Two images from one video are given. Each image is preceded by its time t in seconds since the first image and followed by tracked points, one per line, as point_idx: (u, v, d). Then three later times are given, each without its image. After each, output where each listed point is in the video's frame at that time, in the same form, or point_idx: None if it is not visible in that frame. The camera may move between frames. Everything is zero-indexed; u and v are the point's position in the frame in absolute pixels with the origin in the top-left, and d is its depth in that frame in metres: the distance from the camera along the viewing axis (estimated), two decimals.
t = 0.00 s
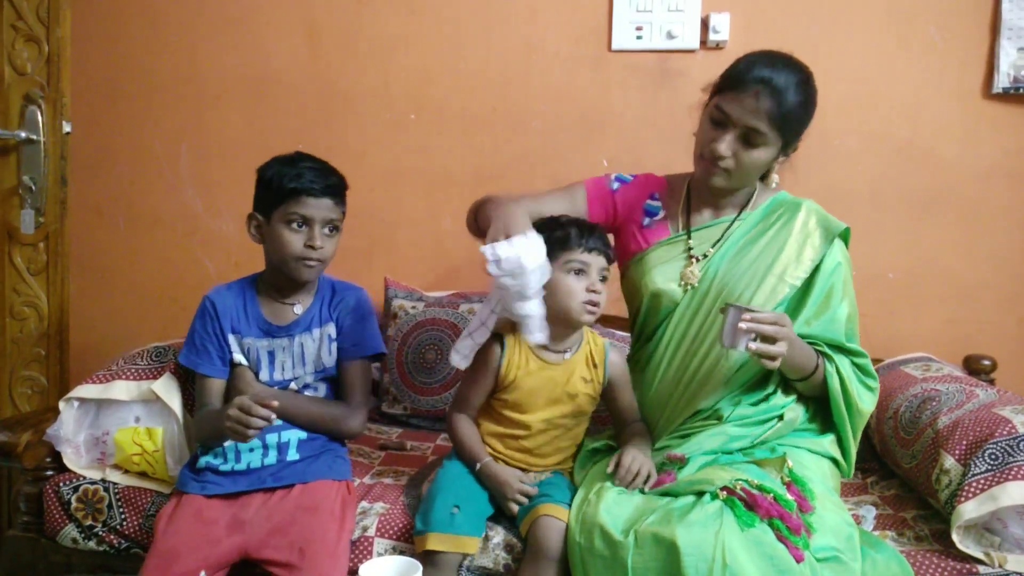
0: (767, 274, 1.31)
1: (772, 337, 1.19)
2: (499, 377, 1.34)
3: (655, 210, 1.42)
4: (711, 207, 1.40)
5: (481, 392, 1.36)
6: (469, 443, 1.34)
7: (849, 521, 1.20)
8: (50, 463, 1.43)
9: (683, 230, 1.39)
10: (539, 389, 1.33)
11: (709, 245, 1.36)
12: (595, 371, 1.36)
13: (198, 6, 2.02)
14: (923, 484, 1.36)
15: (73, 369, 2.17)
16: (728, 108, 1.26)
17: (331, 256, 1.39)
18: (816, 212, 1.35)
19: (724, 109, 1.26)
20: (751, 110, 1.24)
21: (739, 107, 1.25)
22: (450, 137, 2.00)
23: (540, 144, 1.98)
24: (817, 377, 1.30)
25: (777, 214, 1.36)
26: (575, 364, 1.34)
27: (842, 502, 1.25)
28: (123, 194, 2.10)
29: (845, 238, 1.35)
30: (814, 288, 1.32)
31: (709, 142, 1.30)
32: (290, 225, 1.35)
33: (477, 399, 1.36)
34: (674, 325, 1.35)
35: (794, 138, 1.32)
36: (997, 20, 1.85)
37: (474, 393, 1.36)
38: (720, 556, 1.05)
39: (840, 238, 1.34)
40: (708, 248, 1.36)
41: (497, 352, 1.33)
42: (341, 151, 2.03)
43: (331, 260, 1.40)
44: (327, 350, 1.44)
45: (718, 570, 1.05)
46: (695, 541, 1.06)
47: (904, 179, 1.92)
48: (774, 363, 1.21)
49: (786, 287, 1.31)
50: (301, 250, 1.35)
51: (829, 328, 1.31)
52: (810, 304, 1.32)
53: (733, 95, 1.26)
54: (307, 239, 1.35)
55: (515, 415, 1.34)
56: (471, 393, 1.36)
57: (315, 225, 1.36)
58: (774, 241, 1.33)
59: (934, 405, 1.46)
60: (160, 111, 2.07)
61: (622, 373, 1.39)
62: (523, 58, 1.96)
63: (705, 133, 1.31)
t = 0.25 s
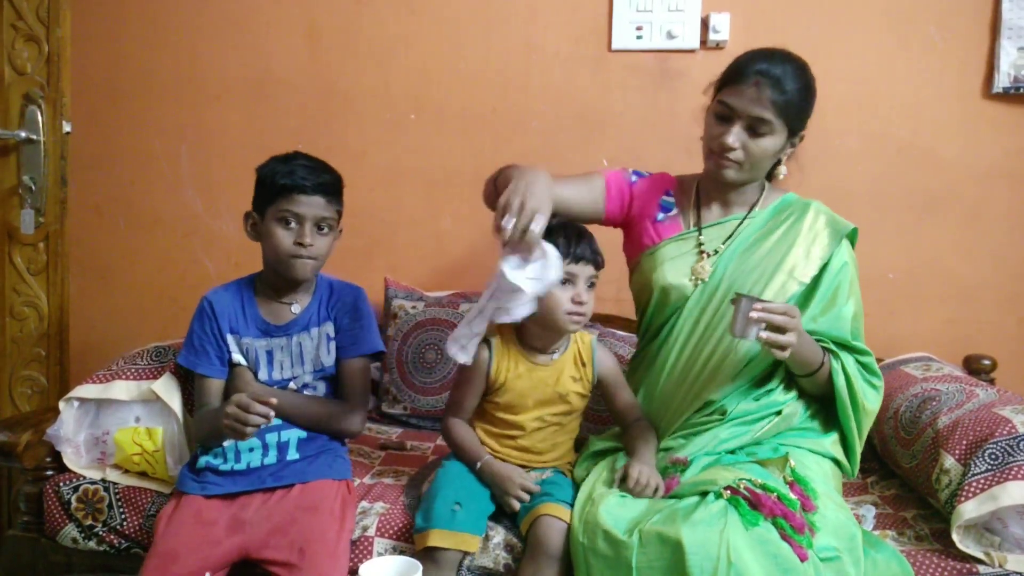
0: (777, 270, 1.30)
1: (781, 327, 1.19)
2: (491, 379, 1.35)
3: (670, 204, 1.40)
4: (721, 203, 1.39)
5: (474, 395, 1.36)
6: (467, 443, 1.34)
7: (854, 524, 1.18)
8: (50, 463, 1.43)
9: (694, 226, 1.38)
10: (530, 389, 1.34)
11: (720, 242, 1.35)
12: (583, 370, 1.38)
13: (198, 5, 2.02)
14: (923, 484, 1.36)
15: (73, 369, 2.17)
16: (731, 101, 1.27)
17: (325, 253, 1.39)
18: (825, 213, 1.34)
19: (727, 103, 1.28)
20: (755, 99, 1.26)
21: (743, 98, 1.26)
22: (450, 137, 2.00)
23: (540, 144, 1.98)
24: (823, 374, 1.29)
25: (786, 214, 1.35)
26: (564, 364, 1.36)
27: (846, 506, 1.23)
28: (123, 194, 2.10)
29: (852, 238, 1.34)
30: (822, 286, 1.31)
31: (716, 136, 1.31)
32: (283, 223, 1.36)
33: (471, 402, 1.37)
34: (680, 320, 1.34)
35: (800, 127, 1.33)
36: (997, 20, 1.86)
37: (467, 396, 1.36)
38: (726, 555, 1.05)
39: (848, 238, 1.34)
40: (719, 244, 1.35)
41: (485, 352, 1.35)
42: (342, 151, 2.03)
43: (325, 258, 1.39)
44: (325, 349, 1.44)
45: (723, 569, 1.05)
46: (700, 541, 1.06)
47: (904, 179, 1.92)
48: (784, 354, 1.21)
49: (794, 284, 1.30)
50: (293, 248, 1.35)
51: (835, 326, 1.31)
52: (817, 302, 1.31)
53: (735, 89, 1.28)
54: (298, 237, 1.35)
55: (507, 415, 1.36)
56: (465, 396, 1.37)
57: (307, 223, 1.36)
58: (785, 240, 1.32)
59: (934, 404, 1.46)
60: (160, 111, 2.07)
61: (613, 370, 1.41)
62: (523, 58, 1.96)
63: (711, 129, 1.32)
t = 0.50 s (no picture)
0: (795, 265, 1.28)
1: (810, 315, 1.18)
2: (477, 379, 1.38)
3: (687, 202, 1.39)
4: (734, 200, 1.37)
5: (463, 398, 1.39)
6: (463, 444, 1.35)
7: (858, 526, 1.19)
8: (50, 463, 1.43)
9: (711, 224, 1.36)
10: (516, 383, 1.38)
11: (738, 239, 1.33)
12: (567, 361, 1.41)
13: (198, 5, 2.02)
14: (923, 484, 1.36)
15: (73, 369, 2.17)
16: (742, 98, 1.28)
17: (320, 259, 1.38)
18: (840, 212, 1.34)
19: (738, 100, 1.28)
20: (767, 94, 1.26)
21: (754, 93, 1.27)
22: (449, 137, 2.00)
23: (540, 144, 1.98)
24: (835, 369, 1.28)
25: (802, 212, 1.35)
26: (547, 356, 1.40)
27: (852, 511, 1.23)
28: (123, 194, 2.10)
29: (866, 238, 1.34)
30: (837, 283, 1.31)
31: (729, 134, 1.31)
32: (281, 225, 1.36)
33: (461, 404, 1.39)
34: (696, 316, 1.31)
35: (811, 120, 1.33)
36: (997, 20, 1.86)
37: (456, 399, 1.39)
38: (734, 554, 1.05)
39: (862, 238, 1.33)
40: (737, 241, 1.33)
41: (468, 351, 1.39)
42: (341, 151, 2.03)
43: (320, 263, 1.39)
44: (323, 349, 1.44)
45: (731, 568, 1.04)
46: (708, 540, 1.06)
47: (904, 179, 1.92)
48: (810, 342, 1.21)
49: (810, 280, 1.29)
50: (290, 250, 1.35)
51: (848, 324, 1.30)
52: (832, 298, 1.31)
53: (744, 86, 1.29)
54: (295, 240, 1.35)
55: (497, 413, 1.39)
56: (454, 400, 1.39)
57: (304, 226, 1.35)
58: (802, 237, 1.31)
59: (935, 404, 1.46)
60: (160, 111, 2.07)
61: (597, 357, 1.43)
62: (523, 58, 1.96)
63: (724, 128, 1.32)
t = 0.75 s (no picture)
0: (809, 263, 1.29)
1: (825, 309, 1.18)
2: (462, 378, 1.39)
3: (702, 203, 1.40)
4: (749, 201, 1.39)
5: (451, 397, 1.38)
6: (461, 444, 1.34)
7: (864, 528, 1.19)
8: (50, 463, 1.43)
9: (728, 224, 1.38)
10: (499, 381, 1.38)
11: (754, 240, 1.33)
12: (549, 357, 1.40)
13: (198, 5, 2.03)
14: (923, 484, 1.36)
15: (73, 369, 2.18)
16: (750, 100, 1.30)
17: (321, 263, 1.38)
18: (852, 214, 1.35)
19: (747, 103, 1.30)
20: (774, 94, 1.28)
21: (762, 95, 1.29)
22: (449, 137, 2.00)
23: (540, 144, 1.98)
24: (848, 366, 1.28)
25: (814, 214, 1.36)
26: (529, 352, 1.40)
27: (858, 512, 1.23)
28: (123, 194, 2.10)
29: (877, 239, 1.35)
30: (850, 281, 1.31)
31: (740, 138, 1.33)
32: (284, 228, 1.36)
33: (450, 406, 1.38)
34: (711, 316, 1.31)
35: (820, 116, 1.34)
36: (997, 20, 1.85)
37: (445, 399, 1.38)
38: (741, 552, 1.04)
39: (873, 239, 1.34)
40: (752, 242, 1.33)
41: (450, 350, 1.39)
42: (341, 151, 2.03)
43: (322, 267, 1.39)
44: (326, 351, 1.44)
45: (738, 567, 1.04)
46: (716, 537, 1.05)
47: (905, 179, 1.92)
48: (824, 336, 1.21)
49: (824, 278, 1.29)
50: (292, 254, 1.35)
51: (860, 322, 1.30)
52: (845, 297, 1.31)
53: (752, 89, 1.31)
54: (299, 243, 1.35)
55: (485, 412, 1.39)
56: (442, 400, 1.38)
57: (308, 229, 1.36)
58: (816, 237, 1.32)
59: (935, 404, 1.46)
60: (160, 111, 2.07)
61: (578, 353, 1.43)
62: (524, 57, 1.96)
63: (735, 132, 1.34)
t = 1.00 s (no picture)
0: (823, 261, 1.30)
1: (846, 309, 1.20)
2: (450, 378, 1.39)
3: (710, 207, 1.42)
4: (757, 202, 1.41)
5: (440, 399, 1.39)
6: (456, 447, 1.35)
7: (872, 526, 1.17)
8: (50, 463, 1.43)
9: (738, 226, 1.40)
10: (486, 380, 1.37)
11: (766, 240, 1.35)
12: (537, 356, 1.38)
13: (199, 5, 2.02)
14: (923, 484, 1.36)
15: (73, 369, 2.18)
16: (748, 105, 1.32)
17: (326, 267, 1.38)
18: (862, 213, 1.36)
19: (745, 109, 1.32)
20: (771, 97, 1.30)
21: (760, 99, 1.31)
22: (449, 137, 2.00)
23: (540, 144, 1.98)
24: (864, 363, 1.28)
25: (824, 213, 1.37)
26: (517, 352, 1.38)
27: (868, 514, 1.20)
28: (123, 194, 2.10)
29: (886, 237, 1.36)
30: (862, 278, 1.32)
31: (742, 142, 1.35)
32: (289, 230, 1.36)
33: (440, 407, 1.39)
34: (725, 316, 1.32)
35: (819, 112, 1.35)
36: (997, 20, 1.85)
37: (436, 400, 1.39)
38: (761, 550, 1.04)
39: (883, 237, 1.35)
40: (765, 242, 1.35)
41: (439, 350, 1.40)
42: (341, 151, 2.03)
43: (327, 270, 1.39)
44: (328, 353, 1.44)
45: (758, 564, 1.04)
46: (737, 535, 1.05)
47: (905, 179, 1.92)
48: (847, 337, 1.22)
49: (837, 276, 1.30)
50: (298, 257, 1.36)
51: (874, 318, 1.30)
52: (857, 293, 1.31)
53: (748, 93, 1.32)
54: (303, 246, 1.36)
55: (474, 411, 1.39)
56: (433, 401, 1.39)
57: (313, 233, 1.36)
58: (828, 236, 1.33)
59: (935, 404, 1.46)
60: (160, 111, 2.07)
61: (568, 354, 1.40)
62: (524, 57, 1.96)
63: (737, 137, 1.36)
